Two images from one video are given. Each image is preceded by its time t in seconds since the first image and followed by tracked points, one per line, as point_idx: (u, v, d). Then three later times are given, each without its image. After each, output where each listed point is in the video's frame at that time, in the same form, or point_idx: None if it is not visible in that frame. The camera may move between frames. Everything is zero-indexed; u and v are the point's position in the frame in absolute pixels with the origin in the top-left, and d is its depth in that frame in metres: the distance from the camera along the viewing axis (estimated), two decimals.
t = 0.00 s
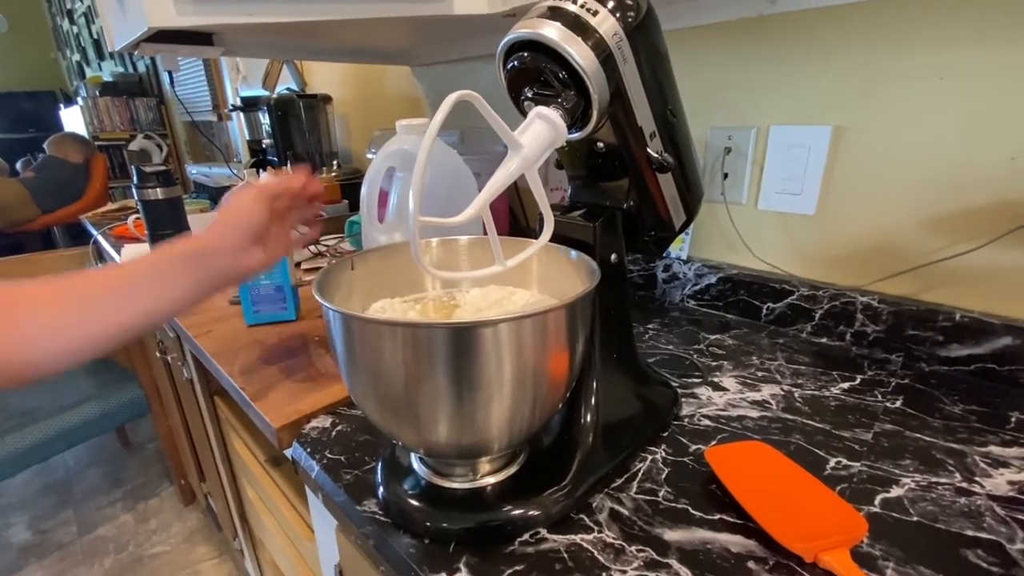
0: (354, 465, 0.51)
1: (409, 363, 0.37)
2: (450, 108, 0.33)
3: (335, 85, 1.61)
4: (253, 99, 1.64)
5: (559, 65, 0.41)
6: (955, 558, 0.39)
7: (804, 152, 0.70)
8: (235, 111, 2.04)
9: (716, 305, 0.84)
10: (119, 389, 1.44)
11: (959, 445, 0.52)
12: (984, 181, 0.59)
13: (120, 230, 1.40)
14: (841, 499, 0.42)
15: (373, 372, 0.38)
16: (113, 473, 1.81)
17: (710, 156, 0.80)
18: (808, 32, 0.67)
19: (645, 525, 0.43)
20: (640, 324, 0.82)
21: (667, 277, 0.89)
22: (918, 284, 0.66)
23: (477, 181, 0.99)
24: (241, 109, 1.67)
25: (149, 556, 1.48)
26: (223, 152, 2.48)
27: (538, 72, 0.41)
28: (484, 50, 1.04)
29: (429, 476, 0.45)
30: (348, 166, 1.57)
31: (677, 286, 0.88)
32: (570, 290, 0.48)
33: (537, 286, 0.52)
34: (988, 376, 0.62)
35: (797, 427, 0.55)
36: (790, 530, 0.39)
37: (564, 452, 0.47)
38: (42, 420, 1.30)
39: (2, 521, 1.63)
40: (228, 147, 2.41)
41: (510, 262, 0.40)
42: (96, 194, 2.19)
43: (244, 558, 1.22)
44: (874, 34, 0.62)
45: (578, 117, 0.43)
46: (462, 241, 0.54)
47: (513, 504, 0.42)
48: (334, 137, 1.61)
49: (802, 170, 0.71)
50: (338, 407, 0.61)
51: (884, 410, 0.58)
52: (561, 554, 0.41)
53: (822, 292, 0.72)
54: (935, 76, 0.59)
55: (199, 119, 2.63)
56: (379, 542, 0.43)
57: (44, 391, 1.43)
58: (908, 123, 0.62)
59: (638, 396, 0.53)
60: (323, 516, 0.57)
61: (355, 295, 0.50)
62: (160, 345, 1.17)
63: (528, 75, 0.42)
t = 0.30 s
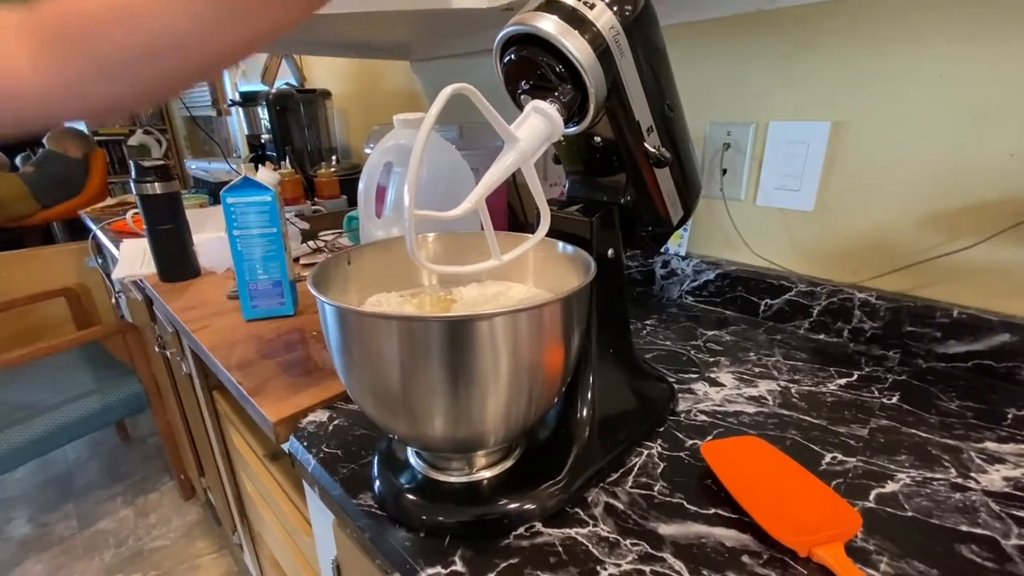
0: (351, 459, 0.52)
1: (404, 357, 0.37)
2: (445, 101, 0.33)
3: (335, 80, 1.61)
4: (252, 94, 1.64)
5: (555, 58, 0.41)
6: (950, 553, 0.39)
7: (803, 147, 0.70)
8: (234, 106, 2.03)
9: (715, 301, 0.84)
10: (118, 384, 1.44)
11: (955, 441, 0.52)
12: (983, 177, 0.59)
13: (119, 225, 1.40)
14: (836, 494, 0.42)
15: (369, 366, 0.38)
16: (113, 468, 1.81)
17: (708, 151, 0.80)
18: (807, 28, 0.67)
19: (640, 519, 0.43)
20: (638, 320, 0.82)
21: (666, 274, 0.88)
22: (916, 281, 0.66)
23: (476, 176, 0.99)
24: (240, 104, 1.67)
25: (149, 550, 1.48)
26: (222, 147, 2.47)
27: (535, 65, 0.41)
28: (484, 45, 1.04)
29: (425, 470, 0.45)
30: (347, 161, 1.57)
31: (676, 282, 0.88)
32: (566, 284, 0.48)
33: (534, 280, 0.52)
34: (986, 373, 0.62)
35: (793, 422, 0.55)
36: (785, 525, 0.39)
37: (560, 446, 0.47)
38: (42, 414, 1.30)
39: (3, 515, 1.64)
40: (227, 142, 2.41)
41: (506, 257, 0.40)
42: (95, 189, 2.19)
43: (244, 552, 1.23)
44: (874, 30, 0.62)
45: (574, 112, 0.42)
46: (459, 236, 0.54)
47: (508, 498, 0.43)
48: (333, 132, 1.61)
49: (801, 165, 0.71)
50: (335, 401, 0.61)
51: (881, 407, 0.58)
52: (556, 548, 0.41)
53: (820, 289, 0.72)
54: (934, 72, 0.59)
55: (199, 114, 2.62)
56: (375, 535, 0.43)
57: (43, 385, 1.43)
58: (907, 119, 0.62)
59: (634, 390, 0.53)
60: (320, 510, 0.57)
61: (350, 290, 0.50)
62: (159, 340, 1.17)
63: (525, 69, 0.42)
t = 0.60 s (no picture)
0: (350, 452, 0.52)
1: (403, 348, 0.37)
2: (444, 92, 0.33)
3: (335, 75, 1.60)
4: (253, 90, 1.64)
5: (554, 50, 0.40)
6: (948, 546, 0.39)
7: (804, 142, 0.70)
8: (235, 102, 2.03)
9: (715, 296, 0.84)
10: (119, 379, 1.44)
11: (955, 436, 0.52)
12: (986, 172, 0.58)
13: (120, 221, 1.40)
14: (835, 488, 0.42)
15: (368, 358, 0.38)
16: (114, 463, 1.82)
17: (710, 146, 0.80)
18: (808, 22, 0.66)
19: (638, 512, 0.43)
20: (639, 315, 0.82)
21: (666, 269, 0.88)
22: (917, 276, 0.66)
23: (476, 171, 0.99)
24: (241, 99, 1.67)
25: (150, 545, 1.49)
26: (223, 143, 2.47)
27: (534, 58, 0.41)
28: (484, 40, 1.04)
29: (424, 463, 0.45)
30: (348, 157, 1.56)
31: (676, 278, 0.88)
32: (565, 277, 0.48)
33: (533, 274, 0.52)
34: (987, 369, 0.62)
35: (793, 417, 0.55)
36: (784, 518, 0.39)
37: (559, 439, 0.47)
38: (43, 409, 1.30)
39: (5, 509, 1.64)
40: (227, 138, 2.41)
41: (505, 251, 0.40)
42: (97, 185, 2.20)
43: (244, 546, 1.23)
44: (874, 25, 0.62)
45: (574, 104, 0.42)
46: (458, 229, 0.54)
47: (507, 491, 0.42)
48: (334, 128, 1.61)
49: (802, 161, 0.71)
50: (335, 395, 0.61)
51: (881, 402, 0.58)
52: (555, 540, 0.41)
53: (820, 284, 0.72)
54: (937, 66, 0.59)
55: (199, 110, 2.62)
56: (374, 527, 0.43)
57: (44, 380, 1.44)
58: (909, 114, 0.62)
59: (634, 384, 0.53)
60: (319, 504, 0.57)
61: (348, 282, 0.50)
62: (160, 335, 1.18)
63: (524, 61, 0.42)
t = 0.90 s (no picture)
0: (353, 447, 0.52)
1: (406, 342, 0.37)
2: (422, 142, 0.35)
3: (337, 72, 1.60)
4: (255, 86, 1.64)
5: (527, 64, 0.40)
6: (952, 542, 0.39)
7: (809, 138, 0.70)
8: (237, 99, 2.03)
9: (718, 293, 0.83)
10: (122, 375, 1.45)
11: (960, 432, 0.52)
12: (991, 168, 0.58)
13: (122, 217, 1.40)
14: (839, 484, 0.42)
15: (372, 352, 0.38)
16: (117, 459, 1.82)
17: (713, 142, 0.80)
18: (813, 17, 0.66)
19: (641, 507, 0.43)
20: (642, 312, 0.82)
21: (669, 266, 0.88)
22: (921, 273, 0.66)
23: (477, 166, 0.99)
24: (243, 96, 1.67)
25: (153, 540, 1.49)
26: (225, 140, 2.47)
27: (508, 74, 0.41)
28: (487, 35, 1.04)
29: (427, 457, 0.45)
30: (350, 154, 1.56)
31: (679, 274, 0.87)
32: (568, 272, 0.48)
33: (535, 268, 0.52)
34: (991, 365, 0.62)
35: (796, 413, 0.55)
36: (788, 513, 0.39)
37: (561, 434, 0.47)
38: (46, 405, 1.31)
39: (8, 505, 1.65)
40: (229, 135, 2.41)
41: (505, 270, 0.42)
42: (100, 181, 2.17)
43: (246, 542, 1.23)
44: (878, 21, 0.62)
45: (557, 112, 0.43)
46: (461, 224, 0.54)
47: (510, 485, 0.42)
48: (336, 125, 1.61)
49: (806, 157, 0.71)
50: (338, 390, 0.61)
51: (885, 398, 0.58)
52: (558, 535, 0.41)
53: (824, 281, 0.72)
54: (943, 62, 0.59)
55: (202, 107, 2.62)
56: (377, 520, 0.43)
57: (46, 377, 1.44)
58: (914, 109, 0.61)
59: (636, 379, 0.53)
60: (322, 499, 0.57)
61: (352, 278, 0.49)
62: (163, 331, 1.18)
63: (501, 76, 0.42)
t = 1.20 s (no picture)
0: (359, 447, 0.52)
1: (412, 344, 0.37)
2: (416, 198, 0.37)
3: (340, 72, 1.61)
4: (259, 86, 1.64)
5: (508, 93, 0.41)
6: (953, 543, 0.40)
7: (811, 139, 0.70)
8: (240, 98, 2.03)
9: (721, 294, 0.84)
10: (126, 373, 1.46)
11: (961, 434, 0.52)
12: (994, 170, 0.58)
13: (126, 217, 1.41)
14: (841, 485, 0.43)
15: (378, 353, 0.38)
16: (121, 457, 1.83)
17: (716, 143, 0.80)
18: (816, 19, 0.66)
19: (645, 507, 0.44)
20: (644, 312, 0.83)
21: (671, 267, 0.88)
22: (923, 274, 0.66)
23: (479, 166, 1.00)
24: (247, 96, 1.67)
25: (157, 538, 1.50)
26: (228, 139, 2.48)
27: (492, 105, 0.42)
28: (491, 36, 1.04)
29: (431, 458, 0.46)
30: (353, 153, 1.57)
31: (681, 275, 0.88)
32: (572, 274, 0.48)
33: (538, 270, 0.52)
34: (993, 366, 0.62)
35: (798, 414, 0.56)
36: (790, 514, 0.39)
37: (564, 435, 0.47)
38: (51, 404, 1.32)
39: (13, 502, 1.66)
40: (232, 134, 2.41)
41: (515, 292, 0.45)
42: (104, 180, 2.21)
43: (250, 540, 1.24)
44: (879, 23, 0.62)
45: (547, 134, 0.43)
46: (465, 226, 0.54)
47: (514, 486, 0.43)
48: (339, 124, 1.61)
49: (808, 158, 0.71)
50: (343, 391, 0.62)
51: (887, 399, 0.58)
52: (562, 535, 0.41)
53: (826, 282, 0.72)
54: (945, 64, 0.59)
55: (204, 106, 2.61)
56: (383, 520, 0.44)
57: (50, 375, 1.45)
58: (917, 111, 0.62)
59: (639, 380, 0.54)
60: (327, 498, 0.57)
61: (358, 279, 0.50)
62: (167, 331, 1.19)
63: (487, 105, 0.43)
